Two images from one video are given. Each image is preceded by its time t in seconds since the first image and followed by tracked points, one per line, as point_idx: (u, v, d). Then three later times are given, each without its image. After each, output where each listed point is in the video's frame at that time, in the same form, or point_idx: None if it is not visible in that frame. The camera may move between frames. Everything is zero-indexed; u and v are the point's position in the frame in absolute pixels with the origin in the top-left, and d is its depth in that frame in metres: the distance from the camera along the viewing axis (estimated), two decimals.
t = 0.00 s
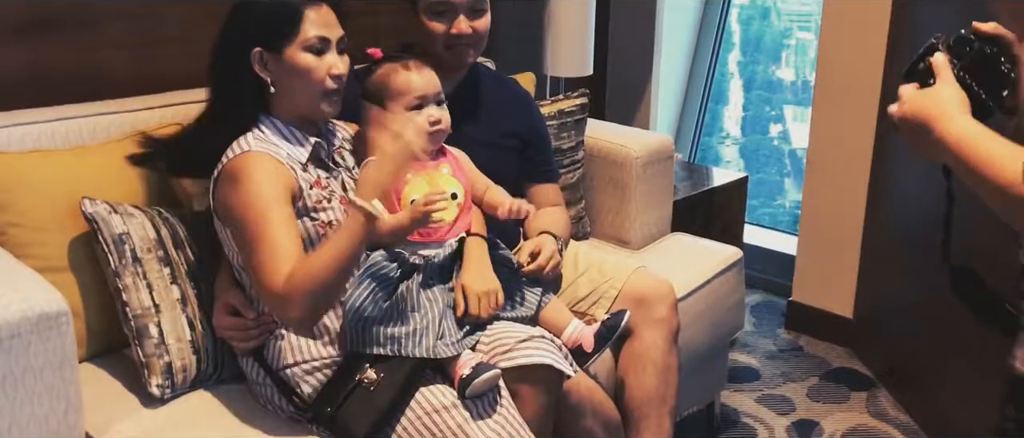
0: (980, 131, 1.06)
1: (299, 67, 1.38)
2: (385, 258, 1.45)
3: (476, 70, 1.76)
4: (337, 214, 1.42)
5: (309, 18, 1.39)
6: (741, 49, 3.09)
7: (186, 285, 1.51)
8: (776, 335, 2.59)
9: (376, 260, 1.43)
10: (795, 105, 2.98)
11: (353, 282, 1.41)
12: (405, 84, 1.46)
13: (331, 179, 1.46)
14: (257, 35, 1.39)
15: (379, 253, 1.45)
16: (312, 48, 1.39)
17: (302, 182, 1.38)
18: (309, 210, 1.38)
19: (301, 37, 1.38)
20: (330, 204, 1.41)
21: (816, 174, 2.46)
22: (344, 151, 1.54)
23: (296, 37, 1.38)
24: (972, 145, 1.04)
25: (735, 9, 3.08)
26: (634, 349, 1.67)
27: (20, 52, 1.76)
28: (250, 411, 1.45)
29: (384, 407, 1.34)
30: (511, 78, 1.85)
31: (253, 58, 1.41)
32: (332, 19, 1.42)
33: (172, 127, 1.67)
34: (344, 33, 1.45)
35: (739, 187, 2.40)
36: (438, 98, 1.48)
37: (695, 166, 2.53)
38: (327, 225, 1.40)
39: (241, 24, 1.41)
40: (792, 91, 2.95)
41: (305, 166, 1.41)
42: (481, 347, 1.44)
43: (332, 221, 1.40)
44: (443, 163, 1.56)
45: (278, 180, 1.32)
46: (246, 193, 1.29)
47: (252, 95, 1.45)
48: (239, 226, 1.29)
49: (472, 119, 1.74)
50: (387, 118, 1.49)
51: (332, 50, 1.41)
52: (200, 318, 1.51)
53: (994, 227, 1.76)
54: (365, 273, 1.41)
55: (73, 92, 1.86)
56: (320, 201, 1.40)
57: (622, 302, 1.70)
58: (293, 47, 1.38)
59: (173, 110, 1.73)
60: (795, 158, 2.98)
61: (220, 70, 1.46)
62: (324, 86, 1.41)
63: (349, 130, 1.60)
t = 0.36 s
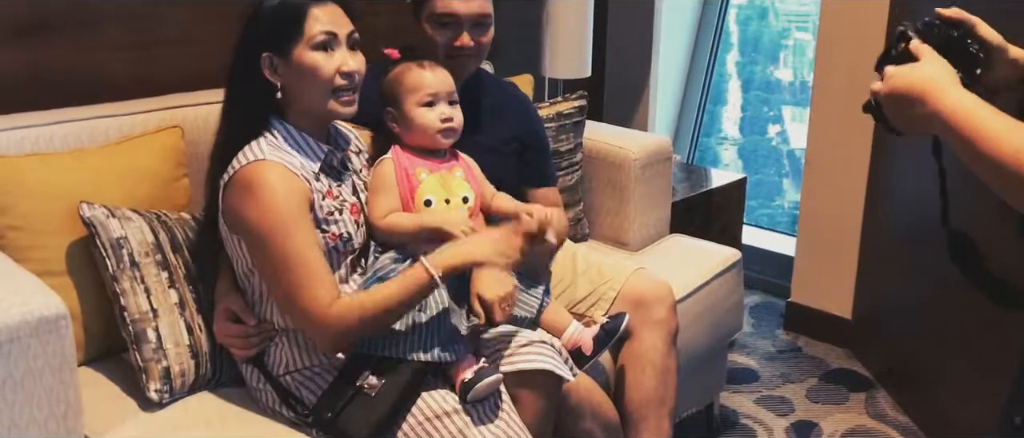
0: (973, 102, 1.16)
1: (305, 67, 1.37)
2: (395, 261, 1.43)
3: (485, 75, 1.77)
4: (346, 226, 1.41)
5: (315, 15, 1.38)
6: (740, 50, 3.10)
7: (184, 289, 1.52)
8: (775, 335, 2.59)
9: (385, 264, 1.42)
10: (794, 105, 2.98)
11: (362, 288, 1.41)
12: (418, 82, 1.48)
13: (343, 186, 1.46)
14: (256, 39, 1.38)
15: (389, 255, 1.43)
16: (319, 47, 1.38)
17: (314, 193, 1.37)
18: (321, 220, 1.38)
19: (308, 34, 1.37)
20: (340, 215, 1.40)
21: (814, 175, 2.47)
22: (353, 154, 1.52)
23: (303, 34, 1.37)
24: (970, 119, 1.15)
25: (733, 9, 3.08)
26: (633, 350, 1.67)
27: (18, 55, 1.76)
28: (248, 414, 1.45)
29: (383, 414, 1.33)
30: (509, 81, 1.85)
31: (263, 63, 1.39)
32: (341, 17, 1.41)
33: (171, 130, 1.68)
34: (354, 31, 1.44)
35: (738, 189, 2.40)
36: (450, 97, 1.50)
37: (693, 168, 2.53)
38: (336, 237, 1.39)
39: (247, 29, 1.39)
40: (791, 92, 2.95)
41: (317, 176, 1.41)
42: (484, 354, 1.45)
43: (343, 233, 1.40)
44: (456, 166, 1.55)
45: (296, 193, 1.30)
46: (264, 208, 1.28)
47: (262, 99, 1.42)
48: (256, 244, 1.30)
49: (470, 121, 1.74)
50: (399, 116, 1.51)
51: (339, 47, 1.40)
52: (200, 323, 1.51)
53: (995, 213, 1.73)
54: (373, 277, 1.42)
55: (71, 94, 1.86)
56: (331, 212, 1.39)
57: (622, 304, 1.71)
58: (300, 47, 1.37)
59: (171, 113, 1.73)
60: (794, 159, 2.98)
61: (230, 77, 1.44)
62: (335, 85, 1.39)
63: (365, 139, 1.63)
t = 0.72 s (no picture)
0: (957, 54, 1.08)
1: (305, 68, 1.37)
2: (401, 259, 1.42)
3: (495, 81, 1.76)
4: (346, 223, 1.41)
5: (321, 15, 1.38)
6: (739, 50, 3.10)
7: (183, 289, 1.52)
8: (775, 335, 2.59)
9: (389, 262, 1.41)
10: (793, 105, 2.98)
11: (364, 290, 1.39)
12: (428, 79, 1.47)
13: (343, 185, 1.46)
14: (258, 40, 1.39)
15: (394, 253, 1.42)
16: (318, 48, 1.37)
17: (313, 189, 1.38)
18: (321, 217, 1.38)
19: (308, 35, 1.37)
20: (339, 212, 1.40)
21: (813, 174, 2.47)
22: (358, 152, 1.54)
23: (303, 35, 1.37)
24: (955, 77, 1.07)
25: (732, 9, 3.08)
26: (633, 350, 1.67)
27: (17, 56, 1.76)
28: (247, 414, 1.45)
29: (385, 416, 1.34)
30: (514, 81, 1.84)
31: (266, 65, 1.40)
32: (348, 18, 1.41)
33: (170, 131, 1.67)
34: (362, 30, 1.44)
35: (737, 188, 2.40)
36: (458, 98, 1.49)
37: (693, 168, 2.53)
38: (336, 234, 1.39)
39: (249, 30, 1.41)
40: (790, 91, 2.95)
41: (316, 173, 1.41)
42: (483, 354, 1.45)
43: (342, 230, 1.40)
44: (460, 160, 1.55)
45: (289, 184, 1.30)
46: (252, 196, 1.28)
47: (264, 101, 1.43)
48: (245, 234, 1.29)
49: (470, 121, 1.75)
50: (405, 110, 1.50)
51: (338, 48, 1.39)
52: (200, 323, 1.52)
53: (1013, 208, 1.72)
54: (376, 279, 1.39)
55: (70, 95, 1.86)
56: (330, 209, 1.39)
57: (622, 304, 1.71)
58: (300, 48, 1.37)
59: (170, 114, 1.73)
60: (793, 158, 2.98)
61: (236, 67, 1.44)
62: (331, 87, 1.39)
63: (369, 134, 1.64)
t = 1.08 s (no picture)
0: (961, 16, 0.98)
1: (320, 78, 1.38)
2: (396, 264, 1.43)
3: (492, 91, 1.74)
4: (341, 228, 1.42)
5: (334, 28, 1.39)
6: (737, 50, 3.10)
7: (182, 292, 1.52)
8: (773, 335, 2.59)
9: (386, 268, 1.42)
10: (791, 105, 2.99)
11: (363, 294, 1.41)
12: (412, 82, 1.47)
13: (338, 189, 1.46)
14: (259, 42, 1.38)
15: (390, 259, 1.43)
16: (335, 60, 1.39)
17: (309, 195, 1.38)
18: (316, 223, 1.39)
19: (326, 48, 1.38)
20: (335, 218, 1.41)
21: (811, 174, 2.47)
22: (352, 156, 1.53)
23: (319, 48, 1.37)
24: (955, 53, 0.97)
25: (731, 9, 3.08)
26: (632, 351, 1.67)
27: (15, 57, 1.76)
28: (245, 416, 1.45)
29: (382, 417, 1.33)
30: (513, 81, 1.85)
31: (277, 68, 1.38)
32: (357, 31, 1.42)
33: (168, 132, 1.67)
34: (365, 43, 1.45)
35: (735, 189, 2.40)
36: (441, 102, 1.48)
37: (692, 168, 2.53)
38: (332, 239, 1.40)
39: (255, 32, 1.38)
40: (789, 91, 2.96)
41: (313, 178, 1.41)
42: (482, 357, 1.45)
43: (338, 236, 1.41)
44: (450, 164, 1.54)
45: (293, 196, 1.32)
46: (263, 211, 1.29)
47: (268, 104, 1.42)
48: (252, 246, 1.32)
49: (470, 123, 1.75)
50: (390, 115, 1.51)
51: (354, 64, 1.41)
52: (198, 326, 1.51)
53: None
54: (374, 284, 1.41)
55: (68, 97, 1.86)
56: (326, 215, 1.40)
57: (621, 305, 1.71)
58: (316, 58, 1.37)
59: (168, 115, 1.73)
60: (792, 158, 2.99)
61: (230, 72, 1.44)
62: (347, 97, 1.41)
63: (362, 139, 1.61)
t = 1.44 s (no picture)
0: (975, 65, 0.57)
1: (310, 71, 1.38)
2: (393, 268, 1.44)
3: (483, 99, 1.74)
4: (345, 228, 1.42)
5: (319, 21, 1.39)
6: (734, 50, 3.11)
7: (179, 295, 1.52)
8: (769, 336, 2.60)
9: (383, 271, 1.43)
10: (788, 105, 3.00)
11: (364, 295, 1.41)
12: (409, 83, 1.48)
13: (340, 189, 1.47)
14: (250, 44, 1.38)
15: (386, 263, 1.44)
16: (323, 51, 1.39)
17: (315, 193, 1.38)
18: (322, 221, 1.38)
19: (313, 40, 1.39)
20: (339, 217, 1.41)
21: (807, 174, 2.47)
22: (350, 158, 1.54)
23: (307, 39, 1.38)
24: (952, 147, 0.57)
25: (727, 10, 3.08)
26: (629, 353, 1.68)
27: (11, 61, 1.76)
28: (240, 416, 1.46)
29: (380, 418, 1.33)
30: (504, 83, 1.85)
31: (268, 66, 1.38)
32: (341, 23, 1.43)
33: (164, 136, 1.67)
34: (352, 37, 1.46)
35: (731, 190, 2.41)
36: (439, 100, 1.50)
37: (687, 169, 2.54)
38: (336, 238, 1.40)
39: (245, 31, 1.38)
40: (785, 91, 2.97)
41: (317, 177, 1.42)
42: (478, 357, 1.45)
43: (342, 234, 1.41)
44: (443, 167, 1.56)
45: (296, 195, 1.32)
46: (266, 212, 1.30)
47: (264, 106, 1.41)
48: (255, 244, 1.32)
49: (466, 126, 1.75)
50: (387, 117, 1.51)
51: (344, 55, 1.42)
52: (194, 329, 1.52)
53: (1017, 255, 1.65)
54: (373, 285, 1.42)
55: (64, 100, 1.86)
56: (331, 213, 1.40)
57: (618, 306, 1.71)
58: (305, 51, 1.38)
59: (164, 118, 1.73)
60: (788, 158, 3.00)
61: (224, 77, 1.43)
62: (340, 90, 1.41)
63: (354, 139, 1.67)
